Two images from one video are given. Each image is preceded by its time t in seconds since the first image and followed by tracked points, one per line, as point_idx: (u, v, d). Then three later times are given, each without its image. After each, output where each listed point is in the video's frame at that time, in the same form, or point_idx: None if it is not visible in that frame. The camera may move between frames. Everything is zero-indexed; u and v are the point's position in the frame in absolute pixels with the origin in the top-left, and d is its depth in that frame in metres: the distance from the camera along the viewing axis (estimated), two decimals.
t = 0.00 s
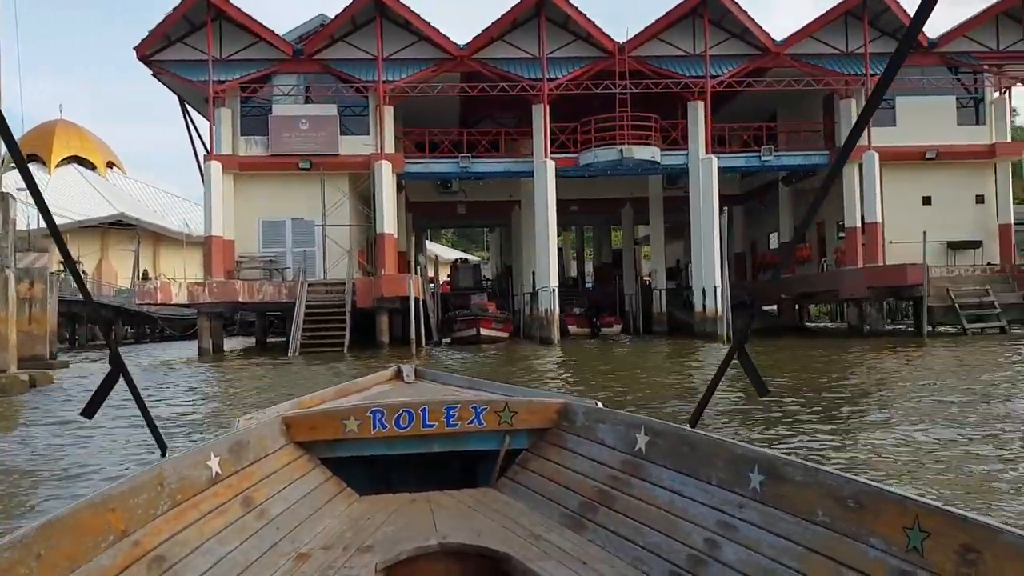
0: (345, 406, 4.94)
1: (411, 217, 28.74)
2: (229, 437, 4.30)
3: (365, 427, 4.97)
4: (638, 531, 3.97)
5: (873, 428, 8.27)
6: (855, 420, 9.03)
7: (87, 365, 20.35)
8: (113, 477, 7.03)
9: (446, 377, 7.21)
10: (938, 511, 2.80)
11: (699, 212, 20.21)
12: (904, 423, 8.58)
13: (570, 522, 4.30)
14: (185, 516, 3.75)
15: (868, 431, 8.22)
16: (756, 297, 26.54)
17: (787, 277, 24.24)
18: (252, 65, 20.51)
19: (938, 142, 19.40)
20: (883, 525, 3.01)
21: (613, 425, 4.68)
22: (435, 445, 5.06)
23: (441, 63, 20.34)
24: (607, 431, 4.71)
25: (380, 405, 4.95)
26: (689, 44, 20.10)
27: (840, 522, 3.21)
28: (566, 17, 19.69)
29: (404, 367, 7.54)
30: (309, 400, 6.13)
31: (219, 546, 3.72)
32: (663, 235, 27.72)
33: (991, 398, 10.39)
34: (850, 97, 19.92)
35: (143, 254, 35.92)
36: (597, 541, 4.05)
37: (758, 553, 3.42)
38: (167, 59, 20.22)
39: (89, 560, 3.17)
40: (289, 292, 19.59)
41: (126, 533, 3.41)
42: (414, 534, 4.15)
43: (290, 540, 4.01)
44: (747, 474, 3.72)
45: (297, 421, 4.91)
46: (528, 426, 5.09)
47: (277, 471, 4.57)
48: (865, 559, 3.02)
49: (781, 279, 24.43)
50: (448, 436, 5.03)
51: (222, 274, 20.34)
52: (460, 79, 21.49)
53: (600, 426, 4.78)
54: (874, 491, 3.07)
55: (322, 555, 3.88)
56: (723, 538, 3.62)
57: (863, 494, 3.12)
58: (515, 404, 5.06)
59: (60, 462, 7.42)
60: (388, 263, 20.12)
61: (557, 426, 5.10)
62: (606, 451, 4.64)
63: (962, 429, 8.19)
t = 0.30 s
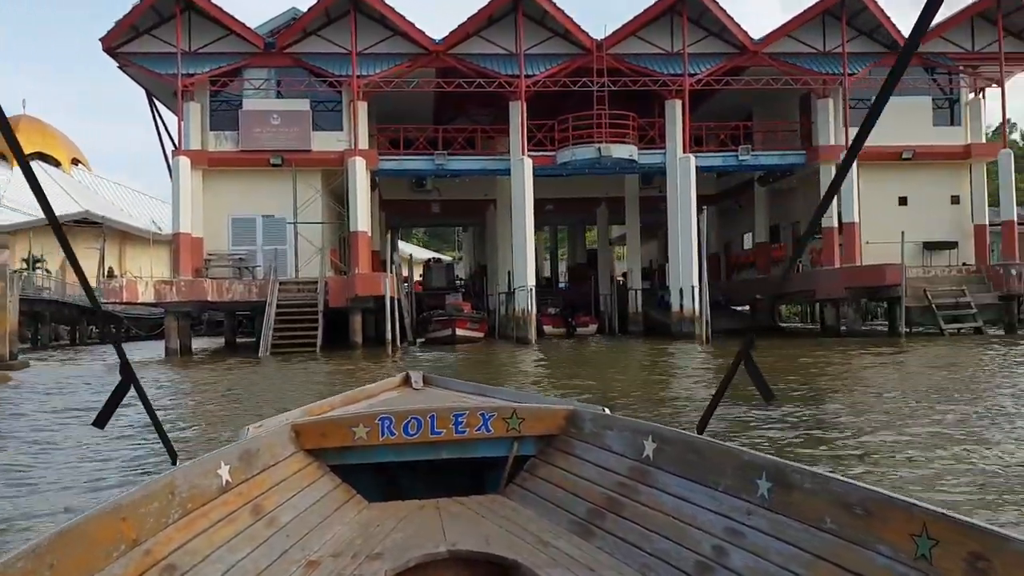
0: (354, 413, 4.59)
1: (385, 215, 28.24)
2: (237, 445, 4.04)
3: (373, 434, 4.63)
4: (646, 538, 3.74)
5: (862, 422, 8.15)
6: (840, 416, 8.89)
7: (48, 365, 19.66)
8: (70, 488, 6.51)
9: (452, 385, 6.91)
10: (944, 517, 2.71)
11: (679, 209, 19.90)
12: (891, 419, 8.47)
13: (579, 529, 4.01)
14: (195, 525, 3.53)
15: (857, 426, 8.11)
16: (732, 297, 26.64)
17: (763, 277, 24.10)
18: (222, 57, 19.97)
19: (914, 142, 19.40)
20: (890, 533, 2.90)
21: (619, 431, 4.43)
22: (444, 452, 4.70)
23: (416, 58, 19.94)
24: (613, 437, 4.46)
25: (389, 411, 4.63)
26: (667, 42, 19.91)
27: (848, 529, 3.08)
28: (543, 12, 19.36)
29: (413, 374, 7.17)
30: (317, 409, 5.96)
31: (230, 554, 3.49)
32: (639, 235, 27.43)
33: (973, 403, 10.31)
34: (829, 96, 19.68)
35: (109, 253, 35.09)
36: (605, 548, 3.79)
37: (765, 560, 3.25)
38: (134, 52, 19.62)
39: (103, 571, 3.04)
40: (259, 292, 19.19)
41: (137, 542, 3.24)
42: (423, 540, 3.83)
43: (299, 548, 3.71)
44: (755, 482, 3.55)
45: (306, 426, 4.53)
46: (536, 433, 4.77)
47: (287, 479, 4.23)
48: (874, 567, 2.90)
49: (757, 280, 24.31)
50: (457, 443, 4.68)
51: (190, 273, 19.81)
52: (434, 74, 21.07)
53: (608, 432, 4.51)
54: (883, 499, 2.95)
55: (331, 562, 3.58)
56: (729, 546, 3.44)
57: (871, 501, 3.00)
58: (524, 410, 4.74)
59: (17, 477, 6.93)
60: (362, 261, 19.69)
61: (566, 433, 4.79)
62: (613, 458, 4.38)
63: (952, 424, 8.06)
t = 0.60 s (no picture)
0: (364, 415, 4.85)
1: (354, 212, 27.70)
2: (249, 446, 4.31)
3: (383, 437, 4.85)
4: (657, 544, 3.90)
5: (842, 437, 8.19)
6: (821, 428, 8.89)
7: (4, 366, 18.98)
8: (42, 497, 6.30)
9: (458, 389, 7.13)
10: (961, 528, 2.84)
11: (653, 206, 19.68)
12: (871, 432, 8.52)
13: (588, 534, 4.21)
14: (208, 523, 3.78)
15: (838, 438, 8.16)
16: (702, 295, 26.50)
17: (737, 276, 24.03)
18: (186, 50, 19.32)
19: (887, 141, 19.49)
20: (907, 543, 3.03)
21: (631, 438, 4.62)
22: (455, 456, 4.92)
23: (387, 51, 19.49)
24: (624, 444, 4.65)
25: (399, 414, 4.83)
26: (643, 38, 19.64)
27: (863, 538, 3.21)
28: (518, 6, 19.00)
29: (420, 378, 7.38)
30: (324, 410, 6.19)
31: (242, 552, 3.74)
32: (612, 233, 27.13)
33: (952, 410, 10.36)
34: (804, 94, 19.55)
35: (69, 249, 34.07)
36: (616, 555, 3.96)
37: (779, 567, 3.40)
38: (95, 43, 18.93)
39: (117, 566, 3.26)
40: (225, 290, 18.62)
41: (150, 540, 3.48)
42: (432, 543, 4.08)
43: (309, 548, 3.97)
44: (768, 490, 3.70)
45: (316, 428, 4.83)
46: (546, 438, 4.99)
47: (297, 479, 4.51)
48: None
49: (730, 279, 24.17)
50: (468, 447, 4.90)
51: (154, 270, 19.14)
52: (406, 68, 20.63)
53: (618, 439, 4.71)
54: (901, 509, 3.09)
55: (340, 564, 3.86)
56: (743, 553, 3.58)
57: (888, 510, 3.14)
58: (533, 415, 4.96)
59: None
60: (331, 259, 19.17)
61: (575, 438, 5.01)
62: (625, 465, 4.57)
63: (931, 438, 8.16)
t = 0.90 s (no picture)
0: (360, 411, 4.88)
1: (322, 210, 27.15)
2: (244, 440, 4.23)
3: (379, 432, 4.90)
4: (654, 539, 3.84)
5: (825, 443, 8.13)
6: (801, 433, 8.83)
7: None
8: None
9: (458, 385, 7.34)
10: (958, 521, 2.73)
11: (627, 205, 19.43)
12: (852, 438, 8.47)
13: (586, 530, 4.16)
14: (203, 518, 3.68)
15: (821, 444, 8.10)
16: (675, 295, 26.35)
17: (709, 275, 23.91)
18: (149, 42, 18.70)
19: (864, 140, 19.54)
20: (902, 536, 2.93)
21: (626, 432, 4.59)
22: (451, 451, 5.00)
23: (357, 46, 19.02)
24: (620, 438, 4.62)
25: (395, 410, 4.90)
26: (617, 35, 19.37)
27: (859, 531, 3.11)
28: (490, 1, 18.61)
29: (418, 373, 7.55)
30: (322, 406, 6.27)
31: (237, 547, 3.65)
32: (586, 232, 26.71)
33: (929, 411, 10.35)
34: (777, 93, 19.50)
35: (28, 250, 33.01)
36: (614, 550, 3.90)
37: (774, 561, 3.32)
38: (54, 35, 18.24)
39: (109, 561, 3.13)
40: (190, 291, 18.04)
41: (144, 534, 3.34)
42: (430, 538, 4.02)
43: (306, 544, 3.90)
44: (764, 484, 3.60)
45: (312, 423, 4.83)
46: (542, 433, 5.03)
47: (293, 475, 4.49)
48: (884, 567, 2.94)
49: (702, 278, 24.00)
50: (464, 442, 4.98)
51: (115, 270, 18.49)
52: (376, 62, 20.15)
53: (615, 434, 4.68)
54: (894, 501, 2.99)
55: (338, 559, 3.77)
56: (738, 547, 3.51)
57: (883, 503, 3.03)
58: (530, 411, 5.00)
59: None
60: (298, 258, 18.65)
61: (571, 433, 5.02)
62: (620, 459, 4.53)
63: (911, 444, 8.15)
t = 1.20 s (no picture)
0: (353, 406, 5.01)
1: (291, 208, 26.55)
2: (235, 439, 4.29)
3: (371, 426, 5.05)
4: (648, 523, 4.01)
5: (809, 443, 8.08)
6: (783, 435, 8.79)
7: None
8: None
9: (449, 375, 7.96)
10: (947, 496, 2.75)
11: (603, 204, 19.15)
12: (834, 438, 8.41)
13: (579, 515, 4.39)
14: (194, 518, 3.71)
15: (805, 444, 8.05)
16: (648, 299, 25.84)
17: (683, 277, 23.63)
18: (112, 35, 18.05)
19: (840, 141, 19.54)
20: (894, 512, 2.94)
21: (619, 418, 4.80)
22: (445, 441, 5.21)
23: (328, 40, 18.50)
24: (612, 423, 4.86)
25: (387, 403, 5.04)
26: (593, 33, 19.10)
27: (850, 510, 3.14)
28: None
29: (410, 366, 8.22)
30: (315, 402, 6.58)
31: (230, 546, 3.72)
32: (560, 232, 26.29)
33: (909, 412, 10.32)
34: (754, 93, 19.39)
35: None
36: (607, 535, 4.10)
37: (769, 541, 3.39)
38: (13, 26, 17.59)
39: (102, 563, 3.12)
40: (155, 291, 17.44)
41: (135, 536, 3.35)
42: (424, 529, 4.24)
43: (299, 540, 4.01)
44: (756, 464, 3.69)
45: (303, 419, 4.95)
46: (534, 421, 5.30)
47: (285, 471, 4.59)
48: (878, 545, 2.95)
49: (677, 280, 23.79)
50: (457, 432, 5.18)
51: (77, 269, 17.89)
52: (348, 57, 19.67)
53: (607, 419, 4.91)
54: (887, 478, 3.00)
55: (331, 554, 3.91)
56: (732, 528, 3.62)
57: (874, 481, 3.05)
58: (522, 400, 5.24)
59: None
60: (267, 257, 18.13)
61: (562, 420, 5.31)
62: (613, 444, 4.76)
63: (894, 443, 8.13)
